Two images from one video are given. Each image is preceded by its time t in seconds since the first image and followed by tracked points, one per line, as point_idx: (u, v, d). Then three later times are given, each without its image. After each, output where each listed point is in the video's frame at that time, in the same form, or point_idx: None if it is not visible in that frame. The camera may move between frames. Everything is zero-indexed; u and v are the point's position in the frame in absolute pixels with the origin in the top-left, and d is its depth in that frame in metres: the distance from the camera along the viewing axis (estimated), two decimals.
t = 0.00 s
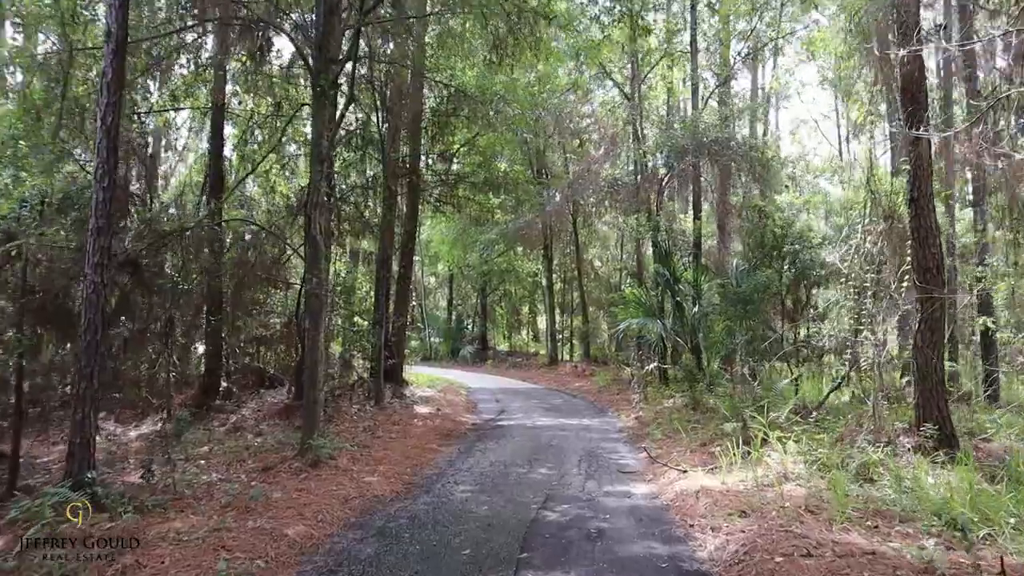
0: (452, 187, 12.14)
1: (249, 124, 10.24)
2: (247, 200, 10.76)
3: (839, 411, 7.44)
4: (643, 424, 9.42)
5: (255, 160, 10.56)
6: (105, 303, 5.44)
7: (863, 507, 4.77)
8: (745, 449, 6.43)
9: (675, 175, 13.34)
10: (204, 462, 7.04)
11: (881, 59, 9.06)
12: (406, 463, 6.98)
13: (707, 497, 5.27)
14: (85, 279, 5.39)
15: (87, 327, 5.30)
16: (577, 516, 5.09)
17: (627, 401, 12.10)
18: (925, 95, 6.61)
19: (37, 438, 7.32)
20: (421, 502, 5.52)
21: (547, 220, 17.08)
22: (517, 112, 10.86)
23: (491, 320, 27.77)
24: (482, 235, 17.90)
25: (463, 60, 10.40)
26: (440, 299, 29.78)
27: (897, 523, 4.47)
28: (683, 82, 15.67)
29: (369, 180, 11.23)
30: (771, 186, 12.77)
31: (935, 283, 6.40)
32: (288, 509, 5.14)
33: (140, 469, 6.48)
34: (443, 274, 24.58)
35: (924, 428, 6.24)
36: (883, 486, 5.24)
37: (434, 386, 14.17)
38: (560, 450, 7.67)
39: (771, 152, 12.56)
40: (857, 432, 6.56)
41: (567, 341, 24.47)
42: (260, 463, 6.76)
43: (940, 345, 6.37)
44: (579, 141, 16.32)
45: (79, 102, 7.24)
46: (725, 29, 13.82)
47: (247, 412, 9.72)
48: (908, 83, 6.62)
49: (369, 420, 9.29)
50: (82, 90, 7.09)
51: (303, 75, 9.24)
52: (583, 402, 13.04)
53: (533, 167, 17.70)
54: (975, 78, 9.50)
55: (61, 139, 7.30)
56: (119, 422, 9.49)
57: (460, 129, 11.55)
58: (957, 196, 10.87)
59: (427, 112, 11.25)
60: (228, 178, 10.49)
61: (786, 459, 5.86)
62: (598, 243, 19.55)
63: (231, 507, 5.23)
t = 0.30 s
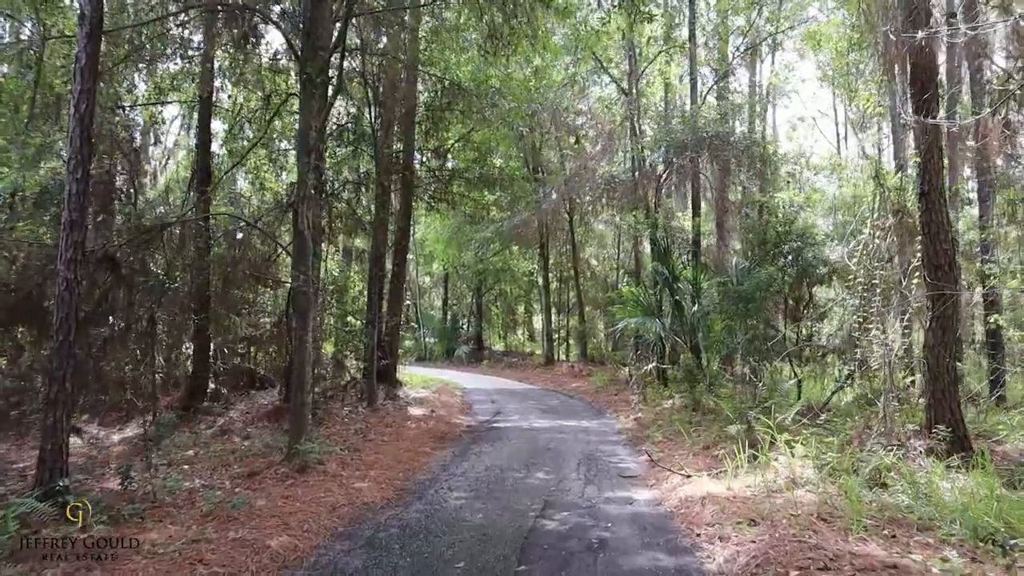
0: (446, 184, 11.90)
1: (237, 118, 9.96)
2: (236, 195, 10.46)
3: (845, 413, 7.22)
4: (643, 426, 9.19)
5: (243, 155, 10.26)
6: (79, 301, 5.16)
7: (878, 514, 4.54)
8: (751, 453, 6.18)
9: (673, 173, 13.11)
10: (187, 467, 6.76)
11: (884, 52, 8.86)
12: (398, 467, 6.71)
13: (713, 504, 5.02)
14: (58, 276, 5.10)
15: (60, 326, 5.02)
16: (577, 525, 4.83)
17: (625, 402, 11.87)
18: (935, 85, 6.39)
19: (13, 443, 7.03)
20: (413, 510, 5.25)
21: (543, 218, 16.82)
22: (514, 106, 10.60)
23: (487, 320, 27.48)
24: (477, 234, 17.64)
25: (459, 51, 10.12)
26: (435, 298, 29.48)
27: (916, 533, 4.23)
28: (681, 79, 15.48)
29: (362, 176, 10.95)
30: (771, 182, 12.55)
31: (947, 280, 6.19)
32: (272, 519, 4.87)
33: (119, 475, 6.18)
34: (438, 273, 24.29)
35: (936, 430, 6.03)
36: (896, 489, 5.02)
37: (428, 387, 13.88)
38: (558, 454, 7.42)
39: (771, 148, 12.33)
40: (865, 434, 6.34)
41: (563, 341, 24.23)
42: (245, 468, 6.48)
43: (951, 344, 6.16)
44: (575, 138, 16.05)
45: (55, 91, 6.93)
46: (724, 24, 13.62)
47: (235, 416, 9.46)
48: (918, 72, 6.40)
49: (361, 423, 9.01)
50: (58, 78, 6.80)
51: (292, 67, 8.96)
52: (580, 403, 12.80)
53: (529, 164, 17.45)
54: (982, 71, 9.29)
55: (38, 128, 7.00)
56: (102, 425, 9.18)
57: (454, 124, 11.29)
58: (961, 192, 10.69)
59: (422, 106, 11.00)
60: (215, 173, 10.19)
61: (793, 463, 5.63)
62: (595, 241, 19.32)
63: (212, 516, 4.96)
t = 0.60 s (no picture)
0: (442, 181, 11.65)
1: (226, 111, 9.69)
2: (225, 191, 10.18)
3: (854, 415, 7.00)
4: (643, 428, 8.94)
5: (232, 149, 9.98)
6: (53, 299, 4.89)
7: (896, 523, 4.31)
8: (758, 458, 5.94)
9: (673, 170, 12.86)
10: (171, 473, 6.49)
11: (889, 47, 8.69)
12: (390, 473, 6.45)
13: (720, 512, 4.78)
14: (31, 273, 4.84)
15: (32, 326, 4.76)
16: (578, 535, 4.59)
17: (624, 404, 11.62)
18: (947, 75, 6.15)
19: None
20: (406, 519, 4.99)
21: (540, 216, 16.57)
22: (512, 100, 10.35)
23: (483, 319, 27.20)
24: (473, 232, 17.39)
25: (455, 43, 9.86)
26: (431, 297, 29.19)
27: (938, 544, 4.00)
28: (681, 75, 15.25)
29: (355, 171, 10.71)
30: (772, 179, 12.32)
31: (959, 278, 5.97)
32: (257, 529, 4.62)
33: (99, 481, 5.91)
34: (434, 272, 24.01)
35: (950, 434, 5.81)
36: (912, 497, 4.80)
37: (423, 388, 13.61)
38: (556, 458, 7.17)
39: (773, 144, 12.11)
40: (876, 438, 6.11)
41: (561, 341, 23.98)
42: (232, 474, 6.22)
43: (965, 344, 5.94)
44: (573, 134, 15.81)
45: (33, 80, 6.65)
46: (725, 19, 13.41)
47: (223, 419, 9.18)
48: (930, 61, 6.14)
49: (353, 425, 8.76)
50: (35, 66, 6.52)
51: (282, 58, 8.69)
52: (579, 404, 12.55)
53: (526, 161, 17.20)
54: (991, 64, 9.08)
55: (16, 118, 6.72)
56: (86, 428, 8.90)
57: (450, 119, 11.03)
58: (967, 190, 10.48)
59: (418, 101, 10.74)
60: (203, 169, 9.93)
61: (802, 468, 5.40)
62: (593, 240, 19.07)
63: (194, 526, 4.70)
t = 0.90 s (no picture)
0: (437, 177, 11.38)
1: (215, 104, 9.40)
2: (214, 186, 9.88)
3: (864, 418, 6.75)
4: (644, 431, 8.68)
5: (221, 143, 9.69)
6: (23, 296, 4.61)
7: (919, 533, 4.07)
8: (766, 462, 5.69)
9: (673, 166, 12.62)
10: (154, 478, 6.20)
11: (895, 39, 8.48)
12: (383, 478, 6.18)
13: (731, 521, 4.53)
14: None
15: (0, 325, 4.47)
16: (581, 545, 4.34)
17: (623, 405, 11.37)
18: (963, 64, 5.87)
19: None
20: (398, 528, 4.73)
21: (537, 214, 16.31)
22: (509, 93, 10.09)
23: (480, 319, 26.92)
24: (469, 230, 17.12)
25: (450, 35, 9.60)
26: (426, 297, 28.90)
27: (965, 555, 3.76)
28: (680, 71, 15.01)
29: (348, 167, 10.43)
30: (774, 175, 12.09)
31: (975, 275, 5.72)
32: (240, 540, 4.35)
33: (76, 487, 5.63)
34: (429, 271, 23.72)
35: (967, 437, 5.58)
36: (933, 504, 4.55)
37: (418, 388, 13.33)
38: (556, 461, 6.91)
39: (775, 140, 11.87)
40: (889, 442, 5.87)
41: (558, 341, 23.71)
42: (217, 480, 5.94)
43: (982, 344, 5.70)
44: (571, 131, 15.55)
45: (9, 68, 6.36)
46: (726, 13, 13.19)
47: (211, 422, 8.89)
48: (946, 48, 5.85)
49: (346, 427, 8.48)
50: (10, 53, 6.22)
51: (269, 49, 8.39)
52: (577, 405, 12.30)
53: (523, 158, 16.94)
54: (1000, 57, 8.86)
55: None
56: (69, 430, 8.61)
57: (446, 113, 10.75)
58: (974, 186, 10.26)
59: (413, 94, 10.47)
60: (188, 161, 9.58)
61: (815, 473, 5.15)
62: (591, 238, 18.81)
63: (173, 536, 4.43)
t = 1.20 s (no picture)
0: (427, 174, 11.09)
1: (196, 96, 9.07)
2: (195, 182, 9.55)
3: (868, 422, 6.53)
4: (640, 434, 8.44)
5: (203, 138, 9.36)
6: None
7: (935, 547, 3.85)
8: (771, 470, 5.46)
9: (667, 164, 12.42)
10: (128, 488, 5.89)
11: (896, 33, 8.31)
12: (369, 487, 5.89)
13: (737, 533, 4.30)
14: None
15: None
16: (579, 560, 4.09)
17: (617, 407, 11.13)
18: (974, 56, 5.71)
19: None
20: (385, 542, 4.46)
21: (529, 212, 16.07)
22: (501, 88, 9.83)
23: (470, 319, 26.62)
24: (460, 229, 16.85)
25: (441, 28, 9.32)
26: (415, 296, 28.57)
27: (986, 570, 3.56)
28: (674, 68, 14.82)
29: (336, 163, 10.12)
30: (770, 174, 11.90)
31: (985, 274, 5.52)
32: (214, 557, 4.06)
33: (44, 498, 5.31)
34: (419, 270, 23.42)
35: (977, 443, 5.38)
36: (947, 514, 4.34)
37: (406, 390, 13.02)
38: (550, 468, 6.65)
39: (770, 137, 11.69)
40: (895, 448, 5.67)
41: (549, 341, 23.45)
42: (194, 489, 5.64)
43: (992, 347, 5.50)
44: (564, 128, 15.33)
45: None
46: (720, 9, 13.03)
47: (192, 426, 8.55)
48: (956, 40, 5.68)
49: (331, 432, 8.18)
50: None
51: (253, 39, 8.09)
52: (570, 407, 12.05)
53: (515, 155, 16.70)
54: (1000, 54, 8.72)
55: None
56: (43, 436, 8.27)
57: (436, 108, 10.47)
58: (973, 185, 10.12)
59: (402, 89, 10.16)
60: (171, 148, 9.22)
61: (823, 482, 4.93)
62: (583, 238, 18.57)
63: (143, 553, 4.13)
